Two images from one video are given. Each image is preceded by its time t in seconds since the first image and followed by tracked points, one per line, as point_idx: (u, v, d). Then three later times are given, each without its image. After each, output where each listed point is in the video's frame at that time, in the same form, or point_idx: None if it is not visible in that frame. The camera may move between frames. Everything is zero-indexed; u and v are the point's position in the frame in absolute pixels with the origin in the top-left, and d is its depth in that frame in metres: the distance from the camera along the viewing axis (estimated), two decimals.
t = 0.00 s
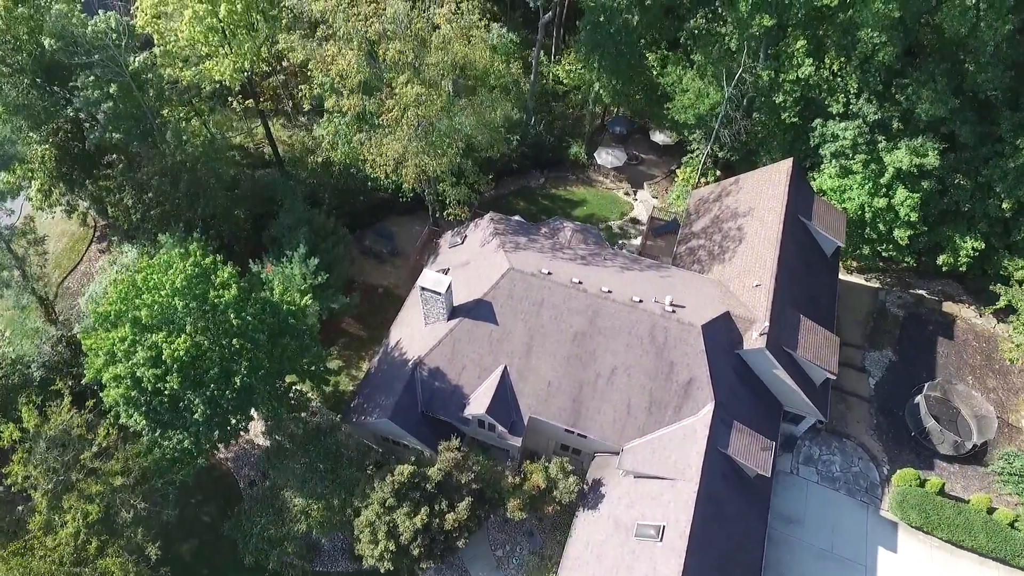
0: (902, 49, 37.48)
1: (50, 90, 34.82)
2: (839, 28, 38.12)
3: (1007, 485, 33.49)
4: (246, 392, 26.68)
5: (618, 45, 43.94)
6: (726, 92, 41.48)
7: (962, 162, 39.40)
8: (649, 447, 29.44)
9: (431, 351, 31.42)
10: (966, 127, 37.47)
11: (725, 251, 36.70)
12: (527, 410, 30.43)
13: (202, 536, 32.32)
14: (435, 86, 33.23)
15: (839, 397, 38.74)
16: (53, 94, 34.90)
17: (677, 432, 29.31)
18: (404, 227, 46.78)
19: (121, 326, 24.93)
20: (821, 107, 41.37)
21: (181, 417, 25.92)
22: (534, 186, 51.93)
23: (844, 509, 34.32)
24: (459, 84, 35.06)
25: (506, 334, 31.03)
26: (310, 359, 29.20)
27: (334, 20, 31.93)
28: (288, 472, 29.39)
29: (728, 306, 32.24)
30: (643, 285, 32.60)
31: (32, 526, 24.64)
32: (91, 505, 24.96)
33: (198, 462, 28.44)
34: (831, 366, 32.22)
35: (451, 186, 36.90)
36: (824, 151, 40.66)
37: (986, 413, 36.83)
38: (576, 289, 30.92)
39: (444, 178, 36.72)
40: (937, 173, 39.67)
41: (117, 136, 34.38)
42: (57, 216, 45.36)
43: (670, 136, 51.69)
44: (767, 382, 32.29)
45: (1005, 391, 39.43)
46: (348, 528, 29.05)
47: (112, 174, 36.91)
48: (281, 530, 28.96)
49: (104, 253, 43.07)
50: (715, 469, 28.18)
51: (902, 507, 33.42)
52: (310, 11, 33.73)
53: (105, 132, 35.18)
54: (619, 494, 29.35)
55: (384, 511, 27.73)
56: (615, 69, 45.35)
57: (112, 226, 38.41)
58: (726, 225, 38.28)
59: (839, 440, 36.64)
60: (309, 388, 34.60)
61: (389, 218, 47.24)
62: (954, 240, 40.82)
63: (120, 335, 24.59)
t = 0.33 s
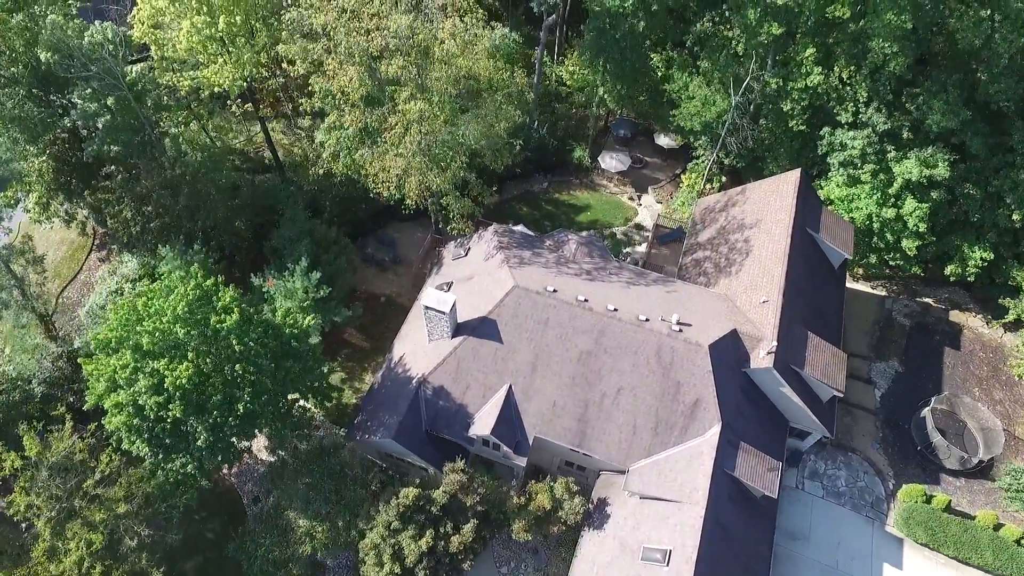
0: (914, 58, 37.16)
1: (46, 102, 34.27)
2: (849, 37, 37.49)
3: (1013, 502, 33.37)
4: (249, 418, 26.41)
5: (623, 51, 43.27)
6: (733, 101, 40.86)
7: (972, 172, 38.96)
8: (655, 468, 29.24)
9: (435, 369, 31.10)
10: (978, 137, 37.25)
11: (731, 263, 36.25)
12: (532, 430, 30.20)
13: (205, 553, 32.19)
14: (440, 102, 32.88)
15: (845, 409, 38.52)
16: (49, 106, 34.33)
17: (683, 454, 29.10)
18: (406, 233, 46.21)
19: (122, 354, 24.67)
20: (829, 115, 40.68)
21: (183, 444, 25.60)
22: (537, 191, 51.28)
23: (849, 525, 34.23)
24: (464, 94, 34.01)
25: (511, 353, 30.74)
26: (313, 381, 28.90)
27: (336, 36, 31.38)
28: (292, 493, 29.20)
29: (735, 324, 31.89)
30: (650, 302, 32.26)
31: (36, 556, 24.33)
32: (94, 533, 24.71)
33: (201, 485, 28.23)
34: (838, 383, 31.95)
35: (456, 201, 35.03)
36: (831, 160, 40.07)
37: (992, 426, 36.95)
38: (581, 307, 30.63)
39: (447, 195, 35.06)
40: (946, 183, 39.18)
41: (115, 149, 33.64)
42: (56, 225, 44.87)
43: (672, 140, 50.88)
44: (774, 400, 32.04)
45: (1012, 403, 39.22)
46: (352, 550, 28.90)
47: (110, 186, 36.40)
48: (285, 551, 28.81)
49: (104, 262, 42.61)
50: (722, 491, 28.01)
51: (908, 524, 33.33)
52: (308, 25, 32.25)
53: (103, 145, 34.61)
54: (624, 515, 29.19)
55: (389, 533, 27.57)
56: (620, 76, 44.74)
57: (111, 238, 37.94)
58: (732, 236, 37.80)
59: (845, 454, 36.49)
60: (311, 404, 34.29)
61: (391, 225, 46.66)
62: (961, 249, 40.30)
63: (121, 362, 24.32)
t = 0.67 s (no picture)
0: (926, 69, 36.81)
1: (44, 117, 33.81)
2: (860, 47, 36.74)
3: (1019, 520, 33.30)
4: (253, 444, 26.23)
5: (628, 58, 42.57)
6: (741, 111, 40.24)
7: (982, 184, 38.65)
8: (661, 491, 29.06)
9: (440, 389, 30.87)
10: (988, 150, 36.99)
11: (738, 278, 35.86)
12: (537, 451, 30.03)
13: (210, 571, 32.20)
14: (445, 120, 32.59)
15: (850, 423, 38.36)
16: (47, 121, 33.89)
17: (689, 476, 28.93)
18: (408, 242, 45.75)
19: (125, 383, 24.47)
20: (838, 125, 40.09)
21: (187, 472, 25.40)
22: (541, 197, 50.77)
23: (855, 542, 34.16)
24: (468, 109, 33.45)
25: (516, 373, 30.53)
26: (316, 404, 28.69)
27: (336, 55, 30.96)
28: (298, 515, 29.14)
29: (741, 343, 31.60)
30: (655, 320, 32.01)
31: None
32: (100, 562, 24.66)
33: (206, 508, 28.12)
34: (845, 402, 31.72)
35: (460, 216, 34.62)
36: (839, 171, 39.54)
37: (999, 441, 36.84)
38: (587, 328, 30.47)
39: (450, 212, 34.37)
40: (956, 195, 38.80)
41: (115, 164, 33.17)
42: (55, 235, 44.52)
43: (678, 146, 50.33)
44: (780, 420, 31.84)
45: (1018, 417, 39.04)
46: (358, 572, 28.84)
47: (109, 200, 35.95)
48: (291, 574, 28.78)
49: (105, 272, 42.28)
50: (728, 514, 27.87)
51: (913, 542, 33.28)
52: (309, 41, 31.92)
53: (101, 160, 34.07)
54: (630, 537, 29.08)
55: (394, 557, 27.51)
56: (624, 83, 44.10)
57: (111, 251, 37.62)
58: (738, 249, 37.39)
59: (850, 469, 36.39)
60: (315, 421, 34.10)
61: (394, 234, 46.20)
62: (970, 259, 39.73)
63: (124, 392, 24.17)
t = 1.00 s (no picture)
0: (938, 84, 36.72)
1: (41, 133, 33.29)
2: (871, 60, 36.15)
3: None
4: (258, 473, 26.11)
5: (635, 65, 41.89)
6: (750, 122, 39.65)
7: (992, 197, 38.37)
8: (667, 515, 28.95)
9: (444, 410, 30.63)
10: (999, 165, 36.89)
11: (744, 293, 35.49)
12: (542, 474, 29.90)
13: None
14: (449, 138, 32.15)
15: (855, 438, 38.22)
16: (45, 137, 33.38)
17: (695, 500, 28.80)
18: (410, 251, 45.32)
19: (128, 414, 24.38)
20: (846, 136, 39.52)
21: (191, 502, 25.22)
22: (544, 204, 50.22)
23: (859, 559, 34.17)
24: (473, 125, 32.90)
25: (521, 396, 30.35)
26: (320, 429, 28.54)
27: (339, 74, 30.57)
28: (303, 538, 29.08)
29: (748, 363, 31.35)
30: (662, 340, 31.80)
31: None
32: None
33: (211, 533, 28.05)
34: (852, 423, 31.53)
35: (464, 233, 34.20)
36: (847, 183, 39.04)
37: (1005, 457, 36.74)
38: (593, 350, 30.34)
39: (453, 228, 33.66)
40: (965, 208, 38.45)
41: (115, 181, 32.45)
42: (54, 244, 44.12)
43: (684, 152, 50.20)
44: (786, 440, 31.69)
45: None
46: None
47: (109, 216, 35.51)
48: None
49: (105, 283, 41.91)
50: (734, 540, 27.80)
51: (917, 560, 33.30)
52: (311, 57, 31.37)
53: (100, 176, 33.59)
54: (635, 560, 29.05)
55: None
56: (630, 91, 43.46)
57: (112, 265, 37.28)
58: (745, 263, 37.01)
59: (855, 485, 36.33)
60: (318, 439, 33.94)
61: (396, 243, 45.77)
62: (978, 272, 39.24)
63: (128, 423, 24.03)
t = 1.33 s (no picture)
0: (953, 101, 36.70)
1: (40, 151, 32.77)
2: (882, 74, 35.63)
3: None
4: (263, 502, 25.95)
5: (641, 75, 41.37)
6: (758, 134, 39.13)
7: (1002, 211, 38.05)
8: (673, 539, 28.83)
9: (450, 432, 30.43)
10: (1013, 183, 36.80)
11: (751, 310, 35.14)
12: (548, 497, 29.76)
13: None
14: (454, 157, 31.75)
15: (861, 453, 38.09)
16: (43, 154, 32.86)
17: (702, 524, 28.64)
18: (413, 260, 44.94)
19: (132, 446, 24.19)
20: (856, 148, 39.01)
21: (197, 531, 25.03)
22: (548, 211, 49.69)
23: None
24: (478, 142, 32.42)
25: (527, 418, 30.18)
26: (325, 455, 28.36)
27: (342, 94, 30.09)
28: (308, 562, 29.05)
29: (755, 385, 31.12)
30: (668, 361, 31.59)
31: None
32: None
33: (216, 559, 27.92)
34: (859, 444, 31.34)
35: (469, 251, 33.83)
36: (856, 196, 38.54)
37: (1011, 473, 36.62)
38: (600, 373, 30.19)
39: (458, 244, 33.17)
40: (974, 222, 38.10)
41: (115, 199, 32.09)
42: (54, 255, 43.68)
43: (690, 159, 49.15)
44: (793, 461, 31.52)
45: None
46: None
47: (109, 231, 35.06)
48: None
49: (106, 295, 41.53)
50: (741, 565, 27.72)
51: None
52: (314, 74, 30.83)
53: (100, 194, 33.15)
54: None
55: None
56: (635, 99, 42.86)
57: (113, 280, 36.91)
58: (752, 278, 36.63)
59: (861, 502, 36.25)
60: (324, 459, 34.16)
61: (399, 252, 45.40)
62: (987, 285, 38.53)
63: (132, 457, 23.85)
